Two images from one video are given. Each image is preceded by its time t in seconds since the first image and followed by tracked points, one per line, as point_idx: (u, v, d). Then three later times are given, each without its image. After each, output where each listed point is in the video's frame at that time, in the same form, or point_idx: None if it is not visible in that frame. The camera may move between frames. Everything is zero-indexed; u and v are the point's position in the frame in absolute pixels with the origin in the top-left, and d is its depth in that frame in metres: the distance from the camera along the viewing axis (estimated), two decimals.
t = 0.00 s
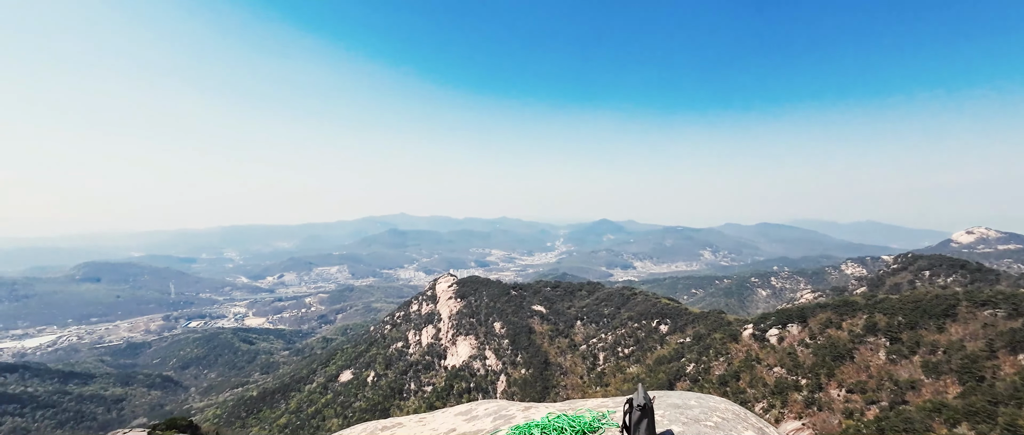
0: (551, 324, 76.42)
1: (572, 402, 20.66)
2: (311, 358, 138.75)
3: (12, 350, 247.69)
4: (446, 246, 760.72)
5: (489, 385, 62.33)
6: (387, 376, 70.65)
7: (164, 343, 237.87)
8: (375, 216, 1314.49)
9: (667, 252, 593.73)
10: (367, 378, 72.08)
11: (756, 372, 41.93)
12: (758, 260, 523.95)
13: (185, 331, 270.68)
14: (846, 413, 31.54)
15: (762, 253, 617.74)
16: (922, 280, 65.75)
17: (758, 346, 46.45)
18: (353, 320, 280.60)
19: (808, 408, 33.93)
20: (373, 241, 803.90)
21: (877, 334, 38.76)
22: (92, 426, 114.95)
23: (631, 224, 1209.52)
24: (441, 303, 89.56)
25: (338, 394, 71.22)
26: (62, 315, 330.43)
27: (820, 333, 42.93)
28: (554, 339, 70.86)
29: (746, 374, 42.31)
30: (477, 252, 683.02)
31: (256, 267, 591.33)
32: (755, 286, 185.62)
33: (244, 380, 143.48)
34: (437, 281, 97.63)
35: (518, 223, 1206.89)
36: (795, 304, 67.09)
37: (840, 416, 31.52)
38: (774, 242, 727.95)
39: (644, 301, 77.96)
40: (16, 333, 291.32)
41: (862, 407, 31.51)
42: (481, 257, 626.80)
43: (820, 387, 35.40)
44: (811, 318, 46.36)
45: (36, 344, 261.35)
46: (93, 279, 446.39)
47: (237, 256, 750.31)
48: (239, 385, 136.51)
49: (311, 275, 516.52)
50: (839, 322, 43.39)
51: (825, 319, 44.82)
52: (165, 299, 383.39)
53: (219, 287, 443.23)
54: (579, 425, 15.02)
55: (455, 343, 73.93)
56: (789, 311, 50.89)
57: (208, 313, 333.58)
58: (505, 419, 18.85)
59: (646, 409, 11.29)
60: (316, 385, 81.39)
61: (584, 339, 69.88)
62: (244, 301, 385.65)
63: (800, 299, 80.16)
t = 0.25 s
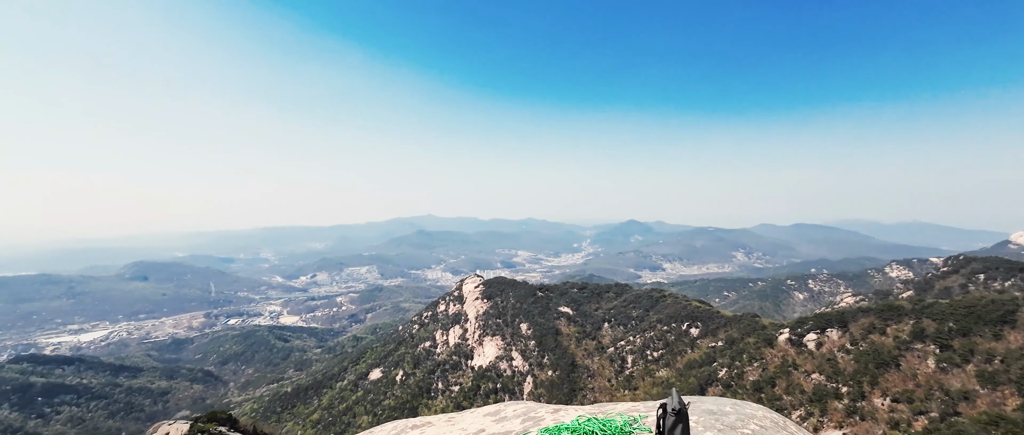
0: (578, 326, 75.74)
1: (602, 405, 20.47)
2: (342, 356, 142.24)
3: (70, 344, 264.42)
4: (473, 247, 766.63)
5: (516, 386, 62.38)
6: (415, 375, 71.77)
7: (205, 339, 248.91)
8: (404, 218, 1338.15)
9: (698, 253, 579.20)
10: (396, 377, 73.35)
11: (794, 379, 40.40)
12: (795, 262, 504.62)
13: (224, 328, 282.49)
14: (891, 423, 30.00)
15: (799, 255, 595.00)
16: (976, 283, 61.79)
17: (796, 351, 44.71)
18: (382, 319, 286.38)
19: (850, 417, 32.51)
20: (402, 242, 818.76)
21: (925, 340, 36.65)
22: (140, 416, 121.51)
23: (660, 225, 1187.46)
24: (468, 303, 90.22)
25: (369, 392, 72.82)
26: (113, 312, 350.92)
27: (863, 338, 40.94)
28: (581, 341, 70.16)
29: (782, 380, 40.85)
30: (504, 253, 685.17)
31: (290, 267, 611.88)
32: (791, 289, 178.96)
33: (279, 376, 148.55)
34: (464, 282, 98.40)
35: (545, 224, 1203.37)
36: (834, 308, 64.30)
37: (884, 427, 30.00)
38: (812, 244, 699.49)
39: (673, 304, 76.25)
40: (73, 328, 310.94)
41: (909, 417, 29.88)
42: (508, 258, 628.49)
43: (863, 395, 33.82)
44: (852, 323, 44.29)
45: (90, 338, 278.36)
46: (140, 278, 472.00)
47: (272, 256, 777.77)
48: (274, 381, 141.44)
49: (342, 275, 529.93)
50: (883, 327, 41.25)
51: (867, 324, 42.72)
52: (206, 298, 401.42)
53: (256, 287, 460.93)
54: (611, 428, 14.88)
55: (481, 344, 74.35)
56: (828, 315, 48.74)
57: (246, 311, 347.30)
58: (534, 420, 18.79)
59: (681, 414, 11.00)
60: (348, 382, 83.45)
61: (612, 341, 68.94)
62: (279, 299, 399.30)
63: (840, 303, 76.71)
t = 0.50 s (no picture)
0: (607, 328, 74.73)
1: (633, 410, 20.18)
2: (373, 354, 145.43)
3: (123, 338, 281.08)
4: (501, 247, 769.84)
5: (544, 387, 62.16)
6: (444, 374, 72.56)
7: (245, 336, 259.61)
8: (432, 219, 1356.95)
9: (731, 255, 561.67)
10: (425, 376, 74.37)
11: (835, 386, 38.61)
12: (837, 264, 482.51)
13: (263, 325, 293.77)
14: None
15: (840, 257, 568.73)
16: None
17: (837, 358, 42.70)
18: (412, 319, 291.33)
19: (898, 428, 30.82)
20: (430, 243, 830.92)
21: (982, 348, 34.33)
22: (186, 408, 128.00)
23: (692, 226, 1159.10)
24: (496, 304, 90.50)
25: (399, 390, 74.17)
26: (162, 309, 371.11)
27: (912, 345, 38.68)
28: (610, 343, 69.19)
29: (823, 388, 39.08)
30: (531, 255, 685.08)
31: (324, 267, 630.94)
32: (832, 293, 171.20)
33: (313, 373, 153.32)
34: (492, 283, 98.85)
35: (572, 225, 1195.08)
36: (879, 313, 61.14)
37: None
38: (855, 245, 666.95)
39: (706, 306, 74.11)
40: (126, 323, 330.68)
41: (964, 431, 28.08)
42: (535, 259, 627.76)
43: (913, 406, 31.96)
44: (900, 329, 41.91)
45: (141, 333, 295.28)
46: (186, 277, 497.15)
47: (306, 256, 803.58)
48: (309, 377, 146.05)
49: (373, 275, 542.06)
50: (935, 333, 38.85)
51: (916, 330, 40.37)
52: (246, 296, 418.79)
53: (292, 286, 477.61)
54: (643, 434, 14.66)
55: (509, 344, 74.46)
56: (873, 320, 46.31)
57: (283, 309, 360.29)
58: (564, 423, 18.69)
59: (718, 423, 10.75)
60: (379, 380, 85.24)
61: (642, 344, 67.65)
62: (313, 299, 412.05)
63: (886, 308, 72.91)
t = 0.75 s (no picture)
0: (638, 331, 73.40)
1: (668, 416, 19.82)
2: (404, 353, 148.02)
3: (172, 333, 297.32)
4: (530, 248, 769.38)
5: (573, 389, 61.65)
6: (474, 374, 73.11)
7: (284, 333, 269.63)
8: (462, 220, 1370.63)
9: (769, 256, 540.80)
10: (455, 375, 75.15)
11: (884, 396, 36.55)
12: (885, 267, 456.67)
13: (300, 323, 304.24)
14: None
15: (889, 260, 538.10)
16: None
17: (886, 366, 40.39)
18: (442, 319, 295.18)
19: None
20: (460, 243, 839.89)
21: None
22: (229, 402, 134.22)
23: (727, 227, 1124.07)
24: (525, 305, 90.43)
25: (429, 389, 75.18)
26: (207, 306, 390.46)
27: (969, 354, 36.20)
28: (641, 346, 67.90)
29: (870, 397, 37.08)
30: (560, 256, 681.57)
31: (358, 267, 648.13)
32: (880, 297, 162.35)
33: (347, 370, 157.68)
34: (520, 284, 98.91)
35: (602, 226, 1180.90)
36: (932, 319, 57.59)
37: None
38: (906, 247, 629.48)
39: (743, 310, 71.61)
40: (175, 319, 349.87)
41: None
42: (564, 260, 624.15)
43: (971, 419, 29.90)
44: (956, 336, 39.26)
45: (188, 329, 311.63)
46: (229, 276, 521.16)
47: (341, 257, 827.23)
48: (343, 374, 150.26)
49: (404, 275, 552.16)
50: (995, 342, 36.21)
51: (975, 338, 37.72)
52: (284, 295, 435.07)
53: (327, 285, 492.90)
54: None
55: (538, 346, 74.24)
56: (925, 326, 43.59)
57: (318, 308, 372.24)
58: (598, 426, 18.55)
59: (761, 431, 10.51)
60: (410, 378, 86.81)
61: (675, 347, 66.01)
62: (347, 298, 423.54)
63: (940, 314, 68.59)
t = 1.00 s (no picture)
0: (671, 334, 71.69)
1: (707, 422, 19.49)
2: (436, 352, 150.21)
3: (218, 329, 312.75)
4: (559, 249, 765.50)
5: (605, 392, 60.87)
6: (504, 374, 73.38)
7: (320, 330, 278.76)
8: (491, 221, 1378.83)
9: (812, 258, 516.82)
10: (486, 376, 75.62)
11: (940, 408, 34.26)
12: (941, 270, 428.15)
13: (336, 321, 314.00)
14: None
15: (945, 262, 504.35)
16: None
17: (943, 376, 37.84)
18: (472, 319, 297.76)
19: None
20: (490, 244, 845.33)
21: None
22: (270, 395, 140.10)
23: (765, 228, 1082.72)
24: (555, 307, 90.02)
25: (460, 388, 75.96)
26: (250, 304, 408.68)
27: None
28: (675, 349, 66.29)
29: (924, 408, 34.85)
30: (591, 257, 674.70)
31: (390, 267, 662.89)
32: (935, 302, 152.57)
33: (381, 368, 161.54)
34: (550, 285, 98.60)
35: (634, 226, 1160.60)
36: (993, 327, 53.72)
37: None
38: (964, 249, 588.19)
39: (783, 314, 68.73)
40: (220, 316, 368.12)
41: None
42: (595, 261, 617.43)
43: None
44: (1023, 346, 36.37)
45: (233, 325, 327.16)
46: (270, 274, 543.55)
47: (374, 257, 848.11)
48: (377, 372, 154.02)
49: (435, 276, 560.28)
50: None
51: None
52: (321, 294, 449.92)
53: (362, 284, 506.46)
54: None
55: (569, 347, 73.76)
56: (986, 334, 40.62)
57: (353, 306, 382.92)
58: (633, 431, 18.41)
59: None
60: (441, 377, 88.00)
61: (710, 351, 64.08)
62: (381, 297, 433.46)
63: (1003, 321, 63.82)
